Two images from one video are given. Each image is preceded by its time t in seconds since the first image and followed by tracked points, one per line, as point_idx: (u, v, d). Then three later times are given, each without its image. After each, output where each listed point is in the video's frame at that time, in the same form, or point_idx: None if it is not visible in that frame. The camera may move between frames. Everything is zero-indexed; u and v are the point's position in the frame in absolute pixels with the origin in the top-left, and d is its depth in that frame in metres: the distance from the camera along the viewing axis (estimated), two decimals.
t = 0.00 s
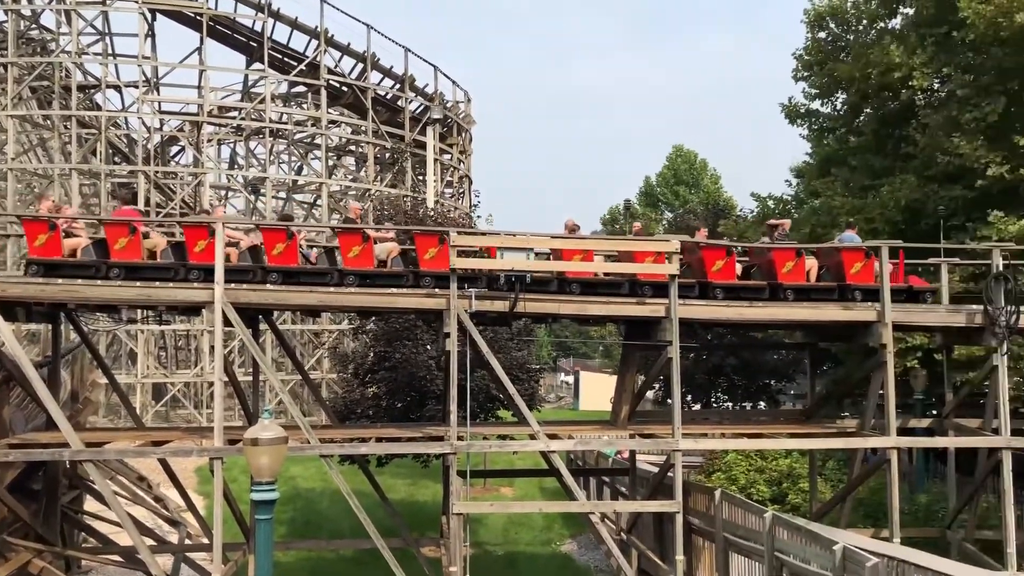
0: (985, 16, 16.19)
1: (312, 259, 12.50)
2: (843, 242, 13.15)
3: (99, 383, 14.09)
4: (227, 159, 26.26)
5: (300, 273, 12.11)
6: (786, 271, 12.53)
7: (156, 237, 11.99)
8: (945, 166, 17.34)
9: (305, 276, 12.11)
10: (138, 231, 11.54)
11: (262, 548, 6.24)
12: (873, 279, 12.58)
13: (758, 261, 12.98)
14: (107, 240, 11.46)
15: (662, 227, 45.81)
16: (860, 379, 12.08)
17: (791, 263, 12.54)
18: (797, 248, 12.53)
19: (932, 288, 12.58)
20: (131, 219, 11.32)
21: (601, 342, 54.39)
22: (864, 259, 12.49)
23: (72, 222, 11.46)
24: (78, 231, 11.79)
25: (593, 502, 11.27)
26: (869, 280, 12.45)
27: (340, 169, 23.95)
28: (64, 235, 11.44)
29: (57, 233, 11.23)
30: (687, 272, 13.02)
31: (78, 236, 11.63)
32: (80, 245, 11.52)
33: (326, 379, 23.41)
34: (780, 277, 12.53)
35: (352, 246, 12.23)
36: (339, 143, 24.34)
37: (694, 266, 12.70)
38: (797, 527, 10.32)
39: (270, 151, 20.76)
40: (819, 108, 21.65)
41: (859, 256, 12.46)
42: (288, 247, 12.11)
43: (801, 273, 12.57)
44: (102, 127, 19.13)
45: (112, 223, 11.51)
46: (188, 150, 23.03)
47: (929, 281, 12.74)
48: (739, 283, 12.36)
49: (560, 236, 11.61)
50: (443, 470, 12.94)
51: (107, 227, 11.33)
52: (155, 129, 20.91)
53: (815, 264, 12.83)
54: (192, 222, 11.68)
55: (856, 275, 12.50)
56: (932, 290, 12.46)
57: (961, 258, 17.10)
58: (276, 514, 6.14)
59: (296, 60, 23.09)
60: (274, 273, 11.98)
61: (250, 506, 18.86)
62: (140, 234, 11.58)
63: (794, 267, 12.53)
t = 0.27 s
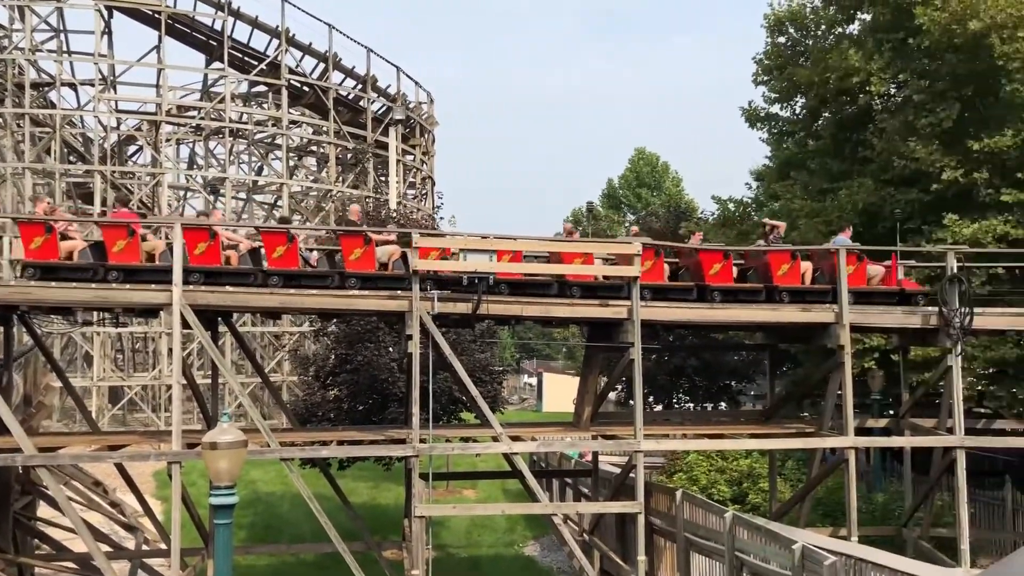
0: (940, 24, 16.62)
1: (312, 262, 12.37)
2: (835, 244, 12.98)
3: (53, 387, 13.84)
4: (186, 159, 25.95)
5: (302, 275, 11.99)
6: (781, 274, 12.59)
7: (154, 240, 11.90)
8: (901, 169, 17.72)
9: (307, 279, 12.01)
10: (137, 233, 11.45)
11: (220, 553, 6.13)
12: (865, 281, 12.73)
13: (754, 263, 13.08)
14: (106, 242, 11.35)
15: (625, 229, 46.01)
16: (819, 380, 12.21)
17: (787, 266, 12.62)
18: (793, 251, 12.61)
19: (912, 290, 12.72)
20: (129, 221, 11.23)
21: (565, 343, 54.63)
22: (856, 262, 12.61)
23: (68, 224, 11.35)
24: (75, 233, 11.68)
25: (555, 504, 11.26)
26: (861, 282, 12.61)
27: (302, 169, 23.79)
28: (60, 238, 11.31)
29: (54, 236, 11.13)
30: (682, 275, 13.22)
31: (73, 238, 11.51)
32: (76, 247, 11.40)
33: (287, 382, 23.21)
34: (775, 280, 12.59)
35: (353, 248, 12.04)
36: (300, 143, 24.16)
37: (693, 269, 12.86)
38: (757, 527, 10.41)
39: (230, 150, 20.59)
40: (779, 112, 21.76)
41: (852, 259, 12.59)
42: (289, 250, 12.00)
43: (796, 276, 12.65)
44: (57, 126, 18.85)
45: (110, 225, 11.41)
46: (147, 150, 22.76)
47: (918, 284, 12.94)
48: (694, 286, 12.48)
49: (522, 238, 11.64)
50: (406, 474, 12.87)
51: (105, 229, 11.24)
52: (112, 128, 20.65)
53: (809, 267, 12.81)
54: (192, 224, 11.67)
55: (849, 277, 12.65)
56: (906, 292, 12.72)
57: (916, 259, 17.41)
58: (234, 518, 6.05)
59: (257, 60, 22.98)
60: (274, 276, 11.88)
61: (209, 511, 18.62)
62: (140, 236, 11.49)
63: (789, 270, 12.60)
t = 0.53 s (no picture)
0: (911, 29, 16.86)
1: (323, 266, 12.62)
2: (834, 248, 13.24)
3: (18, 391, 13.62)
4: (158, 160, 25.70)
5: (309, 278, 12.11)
6: (783, 277, 12.64)
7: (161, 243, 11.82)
8: (872, 173, 17.88)
9: (314, 281, 12.13)
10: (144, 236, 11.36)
11: (192, 558, 6.06)
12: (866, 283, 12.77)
13: (753, 267, 13.15)
14: (113, 244, 11.28)
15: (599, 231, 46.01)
16: (792, 381, 12.28)
17: (789, 268, 12.71)
18: (796, 254, 12.69)
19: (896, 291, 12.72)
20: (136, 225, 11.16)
21: (540, 345, 54.69)
22: (856, 265, 12.70)
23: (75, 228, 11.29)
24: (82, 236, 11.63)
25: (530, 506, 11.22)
26: (862, 285, 12.63)
27: (275, 171, 23.65)
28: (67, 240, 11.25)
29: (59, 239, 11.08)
30: (688, 279, 13.26)
31: (79, 241, 11.44)
32: (82, 249, 11.34)
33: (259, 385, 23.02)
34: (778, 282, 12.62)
35: (362, 251, 12.09)
36: (274, 145, 24.01)
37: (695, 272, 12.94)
38: (730, 528, 10.45)
39: (203, 151, 20.46)
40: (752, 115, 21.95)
41: (852, 262, 12.65)
42: (296, 253, 12.13)
43: (797, 278, 12.75)
44: (26, 126, 18.62)
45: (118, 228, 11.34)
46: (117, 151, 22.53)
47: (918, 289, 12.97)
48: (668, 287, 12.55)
49: (496, 240, 11.61)
50: (380, 476, 12.80)
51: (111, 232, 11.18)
52: (82, 128, 20.43)
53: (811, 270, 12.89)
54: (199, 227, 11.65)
55: (849, 280, 12.69)
56: (885, 296, 12.79)
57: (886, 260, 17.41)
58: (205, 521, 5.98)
59: (229, 60, 22.84)
60: (282, 278, 11.98)
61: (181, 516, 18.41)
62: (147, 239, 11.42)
63: (791, 273, 12.69)
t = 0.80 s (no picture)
0: (880, 34, 17.12)
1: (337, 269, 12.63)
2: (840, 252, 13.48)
3: None
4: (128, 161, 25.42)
5: (323, 282, 12.02)
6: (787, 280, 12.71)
7: (175, 248, 11.84)
8: (842, 176, 18.14)
9: (328, 285, 12.02)
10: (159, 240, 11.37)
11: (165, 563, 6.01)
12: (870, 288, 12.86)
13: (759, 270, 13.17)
14: (127, 247, 11.24)
15: (573, 234, 46.09)
16: (763, 382, 12.40)
17: (795, 271, 12.77)
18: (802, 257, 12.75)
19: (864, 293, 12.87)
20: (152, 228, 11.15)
21: (514, 347, 54.80)
22: (861, 269, 12.82)
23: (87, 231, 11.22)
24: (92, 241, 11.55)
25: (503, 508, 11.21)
26: (866, 288, 12.77)
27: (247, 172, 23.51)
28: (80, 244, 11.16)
29: (74, 242, 10.98)
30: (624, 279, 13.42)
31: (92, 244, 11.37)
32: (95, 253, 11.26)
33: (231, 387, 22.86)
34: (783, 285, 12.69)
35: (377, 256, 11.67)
36: (246, 145, 23.86)
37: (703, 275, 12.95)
38: (703, 529, 10.51)
39: (174, 152, 20.31)
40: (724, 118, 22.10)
41: (857, 266, 12.77)
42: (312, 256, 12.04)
43: (803, 281, 12.85)
44: None
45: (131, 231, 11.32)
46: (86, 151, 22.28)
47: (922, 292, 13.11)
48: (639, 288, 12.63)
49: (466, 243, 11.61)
50: (352, 479, 12.74)
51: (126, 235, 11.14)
52: (51, 128, 20.19)
53: (817, 275, 12.96)
54: (214, 231, 11.74)
55: (854, 283, 12.81)
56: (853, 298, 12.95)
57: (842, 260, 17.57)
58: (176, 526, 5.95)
59: (201, 60, 22.69)
60: (297, 282, 11.93)
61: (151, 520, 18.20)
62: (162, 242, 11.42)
63: (797, 275, 12.76)
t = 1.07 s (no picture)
0: (856, 39, 17.27)
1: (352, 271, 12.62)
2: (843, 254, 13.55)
3: None
4: (103, 160, 25.18)
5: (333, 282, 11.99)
6: (789, 283, 12.88)
7: (184, 248, 12.11)
8: (819, 179, 18.30)
9: (319, 286, 11.96)
10: (168, 241, 11.54)
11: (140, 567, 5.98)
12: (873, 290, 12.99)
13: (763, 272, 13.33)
14: (137, 249, 11.35)
15: (551, 236, 46.15)
16: (739, 383, 12.46)
17: (797, 274, 12.89)
18: (803, 260, 12.86)
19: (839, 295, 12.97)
20: (162, 230, 11.27)
21: (492, 348, 54.80)
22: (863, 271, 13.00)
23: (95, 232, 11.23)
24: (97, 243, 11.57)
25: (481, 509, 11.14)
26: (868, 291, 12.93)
27: (224, 172, 23.38)
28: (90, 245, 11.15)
29: (85, 243, 10.94)
30: (637, 282, 13.48)
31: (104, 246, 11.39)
32: (105, 254, 11.26)
33: (208, 389, 22.70)
34: (784, 287, 12.84)
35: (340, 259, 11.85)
36: (223, 145, 23.71)
37: (706, 278, 13.11)
38: (680, 530, 10.52)
39: (150, 152, 20.19)
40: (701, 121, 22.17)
41: (858, 269, 12.97)
42: (322, 258, 11.92)
43: (805, 284, 12.95)
44: None
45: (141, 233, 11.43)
46: (60, 151, 22.07)
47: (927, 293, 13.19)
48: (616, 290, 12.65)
49: (443, 243, 11.58)
50: (329, 481, 12.66)
51: (137, 237, 11.28)
52: (25, 127, 19.99)
53: (818, 277, 13.07)
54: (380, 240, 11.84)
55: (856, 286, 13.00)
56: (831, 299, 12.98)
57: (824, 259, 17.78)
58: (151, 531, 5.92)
59: (178, 59, 22.56)
60: (307, 283, 11.97)
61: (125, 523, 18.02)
62: (171, 244, 11.53)
63: (798, 278, 12.87)
